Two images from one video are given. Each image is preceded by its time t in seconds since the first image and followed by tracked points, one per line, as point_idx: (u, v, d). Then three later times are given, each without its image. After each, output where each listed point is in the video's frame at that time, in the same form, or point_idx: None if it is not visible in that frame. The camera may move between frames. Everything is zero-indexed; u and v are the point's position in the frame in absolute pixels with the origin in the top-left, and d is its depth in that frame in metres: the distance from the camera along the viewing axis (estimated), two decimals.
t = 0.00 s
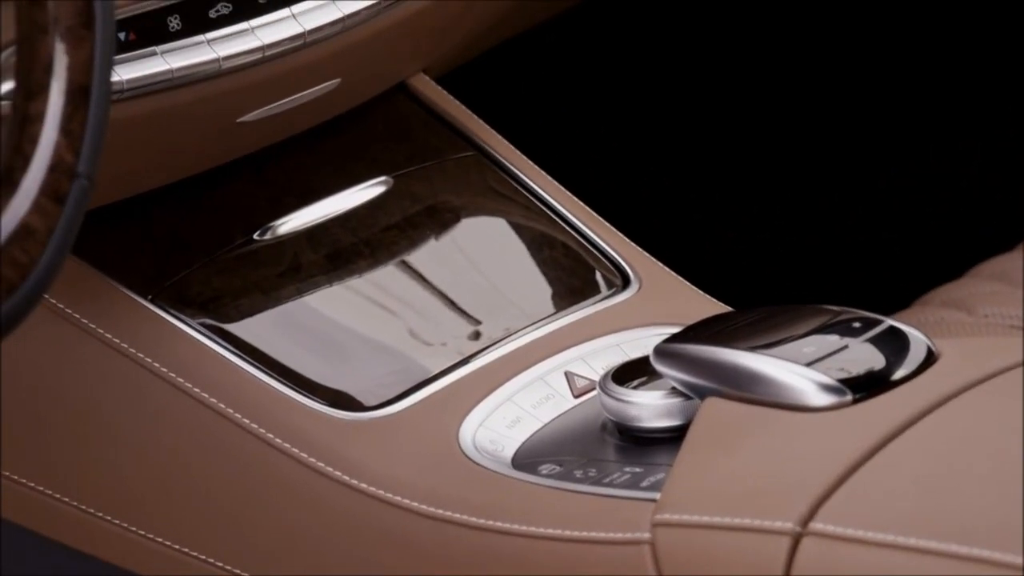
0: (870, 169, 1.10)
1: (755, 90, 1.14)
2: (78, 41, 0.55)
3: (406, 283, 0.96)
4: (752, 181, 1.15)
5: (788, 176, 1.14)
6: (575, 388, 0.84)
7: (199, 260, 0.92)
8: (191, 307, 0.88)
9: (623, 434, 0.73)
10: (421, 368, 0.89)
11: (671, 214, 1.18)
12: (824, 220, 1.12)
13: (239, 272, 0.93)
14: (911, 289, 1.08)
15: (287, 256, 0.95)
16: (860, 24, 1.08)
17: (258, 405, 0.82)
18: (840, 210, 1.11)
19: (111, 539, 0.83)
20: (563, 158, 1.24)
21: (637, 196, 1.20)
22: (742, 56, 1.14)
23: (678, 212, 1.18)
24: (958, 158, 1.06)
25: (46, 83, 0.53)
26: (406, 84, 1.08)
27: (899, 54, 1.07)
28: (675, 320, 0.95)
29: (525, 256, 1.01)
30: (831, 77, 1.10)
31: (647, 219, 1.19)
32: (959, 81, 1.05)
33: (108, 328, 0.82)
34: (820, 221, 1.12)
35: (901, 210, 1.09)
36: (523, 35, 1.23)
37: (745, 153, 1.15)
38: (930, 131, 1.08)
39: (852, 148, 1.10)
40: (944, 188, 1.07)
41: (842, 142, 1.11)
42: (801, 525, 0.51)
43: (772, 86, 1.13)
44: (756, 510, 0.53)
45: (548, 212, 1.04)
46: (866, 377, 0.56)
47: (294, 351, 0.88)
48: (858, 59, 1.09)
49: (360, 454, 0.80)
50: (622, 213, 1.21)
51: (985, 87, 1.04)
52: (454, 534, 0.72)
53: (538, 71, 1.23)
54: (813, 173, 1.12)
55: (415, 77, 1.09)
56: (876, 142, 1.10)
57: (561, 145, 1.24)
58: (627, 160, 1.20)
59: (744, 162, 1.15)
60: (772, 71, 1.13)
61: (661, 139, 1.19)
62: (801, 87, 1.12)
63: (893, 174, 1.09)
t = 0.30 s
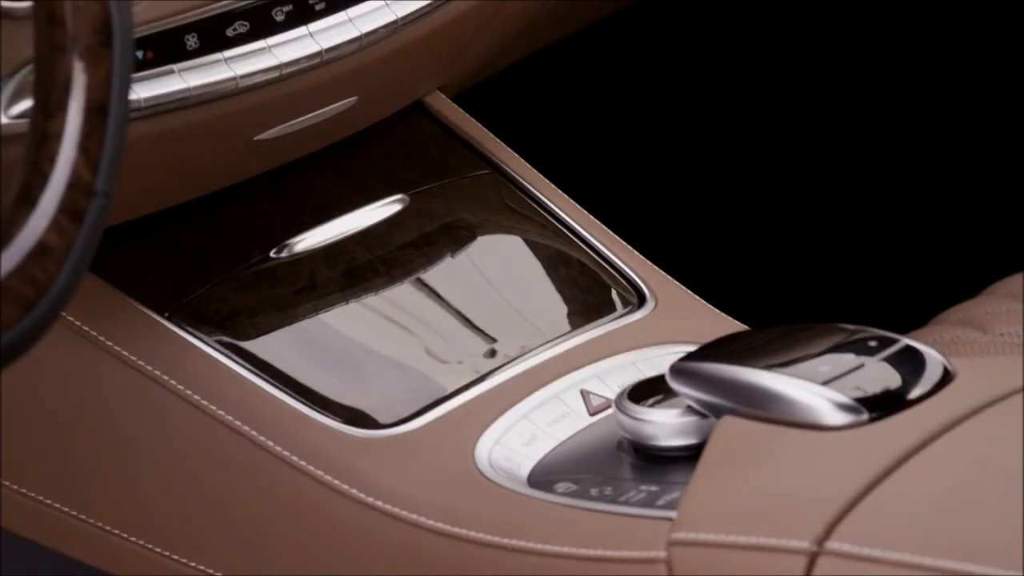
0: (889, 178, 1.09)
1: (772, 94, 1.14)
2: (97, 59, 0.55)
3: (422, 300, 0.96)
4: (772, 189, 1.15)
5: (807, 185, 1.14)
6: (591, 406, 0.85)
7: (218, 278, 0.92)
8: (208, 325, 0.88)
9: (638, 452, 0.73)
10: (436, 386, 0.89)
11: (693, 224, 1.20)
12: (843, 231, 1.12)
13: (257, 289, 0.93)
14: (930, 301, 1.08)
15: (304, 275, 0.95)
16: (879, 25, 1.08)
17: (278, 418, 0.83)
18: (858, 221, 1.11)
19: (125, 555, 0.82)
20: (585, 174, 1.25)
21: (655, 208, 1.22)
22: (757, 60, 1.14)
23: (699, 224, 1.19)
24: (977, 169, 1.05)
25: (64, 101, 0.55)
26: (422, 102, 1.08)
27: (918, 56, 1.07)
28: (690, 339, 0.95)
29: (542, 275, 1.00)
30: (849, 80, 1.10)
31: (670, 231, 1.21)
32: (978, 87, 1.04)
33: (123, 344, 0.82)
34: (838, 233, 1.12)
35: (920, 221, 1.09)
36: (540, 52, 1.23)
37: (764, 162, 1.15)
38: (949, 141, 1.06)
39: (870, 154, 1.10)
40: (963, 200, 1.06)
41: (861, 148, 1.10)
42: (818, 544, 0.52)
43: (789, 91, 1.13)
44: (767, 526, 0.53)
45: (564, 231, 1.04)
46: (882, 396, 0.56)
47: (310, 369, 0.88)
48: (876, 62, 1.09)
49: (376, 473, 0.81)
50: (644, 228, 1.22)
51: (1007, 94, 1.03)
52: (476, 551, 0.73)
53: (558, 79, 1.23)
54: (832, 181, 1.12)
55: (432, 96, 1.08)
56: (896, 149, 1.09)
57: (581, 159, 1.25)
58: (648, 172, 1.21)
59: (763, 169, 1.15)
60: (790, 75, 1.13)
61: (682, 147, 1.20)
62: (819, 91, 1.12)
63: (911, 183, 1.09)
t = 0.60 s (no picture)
0: (903, 191, 1.11)
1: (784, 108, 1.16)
2: (113, 80, 0.55)
3: (435, 320, 0.96)
4: (787, 206, 1.17)
5: (818, 205, 1.15)
6: (604, 427, 0.85)
7: (232, 298, 0.93)
8: (222, 344, 0.89)
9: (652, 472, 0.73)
10: (450, 406, 0.89)
11: (709, 246, 1.20)
12: (854, 252, 1.13)
13: (271, 309, 0.93)
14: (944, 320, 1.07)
15: (316, 296, 0.95)
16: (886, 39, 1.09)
17: (288, 437, 0.83)
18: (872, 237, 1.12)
19: None
20: (600, 198, 1.25)
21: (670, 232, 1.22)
22: (769, 76, 1.16)
23: (715, 247, 1.20)
24: (989, 182, 1.06)
25: (80, 122, 0.55)
26: (436, 123, 1.07)
27: (925, 70, 1.08)
28: (703, 360, 0.95)
29: (555, 296, 1.00)
30: (859, 94, 1.11)
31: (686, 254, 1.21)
32: (992, 104, 1.05)
33: (137, 364, 0.82)
34: (854, 250, 1.13)
35: (934, 236, 1.09)
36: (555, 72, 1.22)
37: (777, 181, 1.17)
38: (963, 157, 1.07)
39: (883, 168, 1.11)
40: (976, 216, 1.06)
41: (873, 162, 1.11)
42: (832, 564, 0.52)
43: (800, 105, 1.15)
44: (783, 547, 0.53)
45: (578, 250, 1.04)
46: (895, 417, 0.55)
47: (323, 389, 0.89)
48: (885, 76, 1.10)
49: (389, 493, 0.81)
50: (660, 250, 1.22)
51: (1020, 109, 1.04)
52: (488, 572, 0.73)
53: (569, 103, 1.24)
54: (846, 195, 1.13)
55: (446, 117, 1.07)
56: (903, 164, 1.10)
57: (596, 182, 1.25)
58: (663, 193, 1.22)
59: (778, 184, 1.17)
60: (800, 89, 1.14)
61: (696, 167, 1.21)
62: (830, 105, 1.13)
63: (920, 199, 1.10)
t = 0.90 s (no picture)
0: (915, 218, 1.12)
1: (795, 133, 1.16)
2: (129, 105, 0.56)
3: (449, 346, 0.96)
4: (799, 230, 1.18)
5: (833, 234, 1.16)
6: (619, 453, 0.86)
7: (247, 322, 0.93)
8: (238, 369, 0.89)
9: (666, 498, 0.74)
10: (465, 432, 0.89)
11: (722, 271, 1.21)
12: (871, 281, 1.14)
13: (288, 334, 0.93)
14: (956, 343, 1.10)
15: (332, 321, 0.95)
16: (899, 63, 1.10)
17: (304, 462, 0.84)
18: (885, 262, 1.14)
19: None
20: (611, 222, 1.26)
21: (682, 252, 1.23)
22: (786, 103, 1.16)
23: (731, 275, 1.21)
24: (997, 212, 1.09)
25: (97, 148, 0.56)
26: (451, 148, 1.08)
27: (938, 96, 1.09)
28: (718, 386, 0.95)
29: (570, 320, 1.00)
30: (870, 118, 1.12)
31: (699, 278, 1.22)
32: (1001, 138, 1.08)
33: (154, 389, 0.83)
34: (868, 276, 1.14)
35: (947, 266, 1.11)
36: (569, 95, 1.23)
37: (795, 210, 1.18)
38: (975, 189, 1.09)
39: (896, 198, 1.13)
40: (987, 247, 1.09)
41: (886, 188, 1.13)
42: None
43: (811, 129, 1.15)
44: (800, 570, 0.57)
45: (592, 274, 1.04)
46: (910, 443, 0.55)
47: (338, 414, 0.89)
48: (897, 99, 1.11)
49: (404, 519, 0.81)
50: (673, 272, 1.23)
51: None
52: None
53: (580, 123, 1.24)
54: (859, 221, 1.14)
55: (462, 143, 1.08)
56: (920, 194, 1.12)
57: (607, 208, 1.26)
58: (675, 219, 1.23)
59: (790, 208, 1.18)
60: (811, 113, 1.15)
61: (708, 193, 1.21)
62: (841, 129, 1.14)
63: (935, 228, 1.11)
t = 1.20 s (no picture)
0: (910, 254, 1.21)
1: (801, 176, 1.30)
2: (145, 129, 0.58)
3: (463, 369, 0.95)
4: (807, 262, 1.27)
5: (833, 270, 1.25)
6: (633, 476, 0.86)
7: (261, 345, 0.93)
8: (253, 392, 0.89)
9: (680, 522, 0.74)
10: (479, 455, 0.89)
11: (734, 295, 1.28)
12: (871, 309, 1.21)
13: (302, 356, 0.93)
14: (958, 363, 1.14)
15: (346, 344, 0.95)
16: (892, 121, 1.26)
17: (320, 486, 0.84)
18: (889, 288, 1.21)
19: None
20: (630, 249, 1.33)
21: (697, 278, 1.31)
22: (787, 159, 1.31)
23: (739, 302, 1.28)
24: (999, 239, 1.16)
25: (112, 172, 0.57)
26: (465, 171, 1.09)
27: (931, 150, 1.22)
28: (732, 409, 0.95)
29: (583, 343, 1.00)
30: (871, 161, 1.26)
31: (712, 300, 1.29)
32: (988, 178, 1.17)
33: (168, 412, 0.83)
34: (869, 309, 1.21)
35: (942, 296, 1.18)
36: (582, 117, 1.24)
37: (798, 247, 1.28)
38: (965, 225, 1.18)
39: (890, 236, 1.22)
40: (980, 277, 1.16)
41: (888, 221, 1.23)
42: None
43: (816, 173, 1.29)
44: None
45: (605, 297, 1.04)
46: (924, 466, 0.55)
47: (350, 437, 0.89)
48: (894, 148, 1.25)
49: (418, 540, 0.82)
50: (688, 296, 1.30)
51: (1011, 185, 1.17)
52: None
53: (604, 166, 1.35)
54: (863, 253, 1.24)
55: (475, 166, 1.09)
56: (911, 232, 1.22)
57: (626, 237, 1.34)
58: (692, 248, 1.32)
59: (799, 241, 1.28)
60: (817, 160, 1.29)
61: (722, 227, 1.32)
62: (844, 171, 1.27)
63: (930, 263, 1.19)
